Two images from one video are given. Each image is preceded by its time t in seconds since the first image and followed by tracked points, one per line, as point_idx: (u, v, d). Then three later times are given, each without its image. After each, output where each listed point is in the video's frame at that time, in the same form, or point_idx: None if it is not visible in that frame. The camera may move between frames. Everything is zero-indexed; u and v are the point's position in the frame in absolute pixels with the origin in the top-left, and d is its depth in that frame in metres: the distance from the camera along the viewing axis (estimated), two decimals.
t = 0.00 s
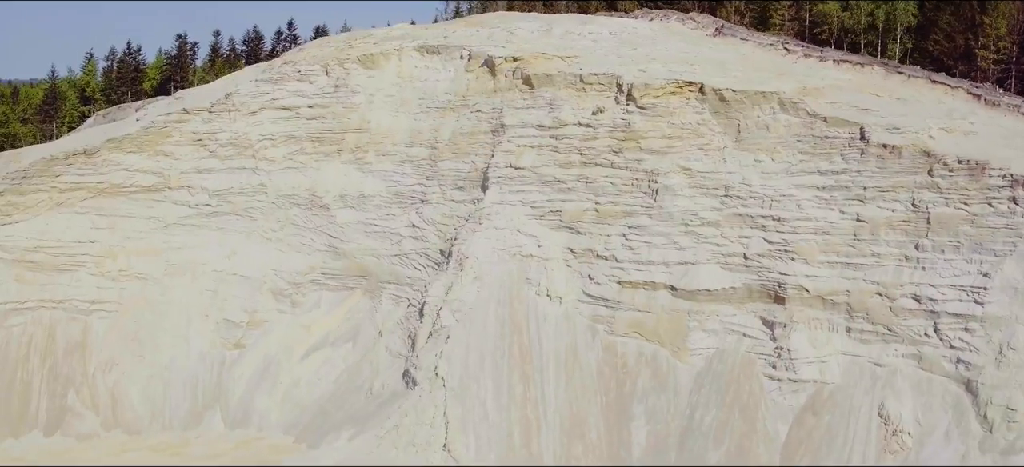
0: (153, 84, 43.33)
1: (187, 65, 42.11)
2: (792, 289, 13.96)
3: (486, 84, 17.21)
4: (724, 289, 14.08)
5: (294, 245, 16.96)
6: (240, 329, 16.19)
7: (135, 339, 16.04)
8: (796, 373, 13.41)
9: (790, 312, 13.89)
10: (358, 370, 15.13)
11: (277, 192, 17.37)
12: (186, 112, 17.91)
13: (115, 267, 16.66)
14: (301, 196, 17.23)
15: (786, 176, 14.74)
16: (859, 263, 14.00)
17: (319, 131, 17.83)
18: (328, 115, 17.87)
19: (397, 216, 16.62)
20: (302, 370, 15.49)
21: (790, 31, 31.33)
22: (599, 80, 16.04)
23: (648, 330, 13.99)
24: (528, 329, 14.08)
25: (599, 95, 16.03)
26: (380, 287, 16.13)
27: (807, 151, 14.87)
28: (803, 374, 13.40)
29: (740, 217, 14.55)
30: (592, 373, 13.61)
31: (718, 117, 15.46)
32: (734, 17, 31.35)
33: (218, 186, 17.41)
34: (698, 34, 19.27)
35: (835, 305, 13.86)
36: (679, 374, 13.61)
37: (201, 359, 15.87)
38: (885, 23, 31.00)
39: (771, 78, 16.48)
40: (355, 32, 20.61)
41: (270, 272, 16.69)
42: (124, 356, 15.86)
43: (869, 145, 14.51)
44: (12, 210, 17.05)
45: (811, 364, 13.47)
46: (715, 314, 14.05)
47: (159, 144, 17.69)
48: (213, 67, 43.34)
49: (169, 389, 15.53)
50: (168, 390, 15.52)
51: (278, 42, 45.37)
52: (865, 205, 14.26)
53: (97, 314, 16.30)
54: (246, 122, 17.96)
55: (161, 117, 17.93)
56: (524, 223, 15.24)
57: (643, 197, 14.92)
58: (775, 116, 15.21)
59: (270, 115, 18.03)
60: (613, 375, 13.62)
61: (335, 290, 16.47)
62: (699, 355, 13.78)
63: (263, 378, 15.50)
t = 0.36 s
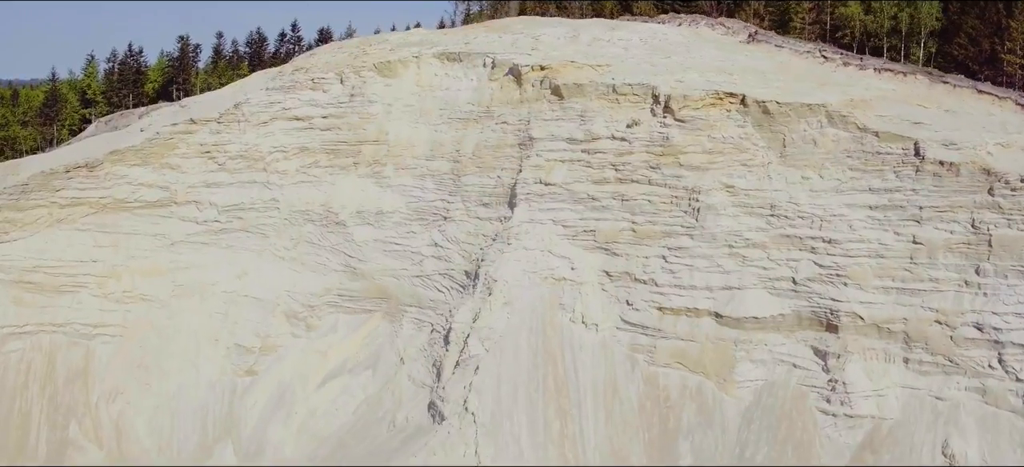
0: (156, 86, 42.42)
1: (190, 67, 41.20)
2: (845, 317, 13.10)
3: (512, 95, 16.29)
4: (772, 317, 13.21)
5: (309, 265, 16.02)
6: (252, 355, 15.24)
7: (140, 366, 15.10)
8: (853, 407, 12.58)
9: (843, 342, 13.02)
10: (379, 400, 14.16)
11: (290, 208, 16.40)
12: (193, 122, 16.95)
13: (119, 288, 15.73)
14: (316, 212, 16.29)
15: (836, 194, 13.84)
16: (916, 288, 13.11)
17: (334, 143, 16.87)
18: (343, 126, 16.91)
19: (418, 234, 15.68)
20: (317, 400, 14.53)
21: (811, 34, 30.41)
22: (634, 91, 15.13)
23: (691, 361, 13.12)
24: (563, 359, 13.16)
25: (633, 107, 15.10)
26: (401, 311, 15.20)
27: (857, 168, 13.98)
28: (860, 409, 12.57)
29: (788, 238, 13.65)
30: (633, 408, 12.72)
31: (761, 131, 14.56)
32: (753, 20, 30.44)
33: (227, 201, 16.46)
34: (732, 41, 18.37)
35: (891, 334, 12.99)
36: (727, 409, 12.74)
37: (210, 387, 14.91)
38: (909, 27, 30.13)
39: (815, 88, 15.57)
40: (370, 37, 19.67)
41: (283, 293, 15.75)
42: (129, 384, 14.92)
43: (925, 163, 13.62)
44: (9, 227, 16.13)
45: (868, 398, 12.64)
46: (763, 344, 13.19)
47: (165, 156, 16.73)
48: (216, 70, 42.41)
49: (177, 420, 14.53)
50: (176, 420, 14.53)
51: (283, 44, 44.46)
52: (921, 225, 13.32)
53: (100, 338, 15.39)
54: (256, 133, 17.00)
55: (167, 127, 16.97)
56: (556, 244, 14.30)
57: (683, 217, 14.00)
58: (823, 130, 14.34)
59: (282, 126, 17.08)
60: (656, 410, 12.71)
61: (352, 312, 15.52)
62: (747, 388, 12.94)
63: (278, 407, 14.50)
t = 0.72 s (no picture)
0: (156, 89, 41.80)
1: (191, 70, 40.34)
2: (903, 350, 12.16)
3: (538, 106, 15.33)
4: (824, 349, 12.34)
5: (322, 287, 15.07)
6: (262, 385, 14.23)
7: (142, 396, 14.07)
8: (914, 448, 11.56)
9: (902, 376, 12.12)
10: (398, 436, 12.98)
11: (302, 227, 15.47)
12: (198, 134, 15.97)
13: (120, 312, 14.78)
14: (329, 231, 15.35)
15: (890, 216, 12.92)
16: (979, 319, 12.21)
17: (347, 157, 15.90)
18: (358, 138, 15.95)
19: (439, 255, 14.72)
20: (333, 433, 13.37)
21: (833, 38, 29.58)
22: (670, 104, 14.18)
23: (738, 396, 12.23)
24: (600, 395, 12.24)
25: (669, 120, 14.17)
26: (421, 338, 14.26)
27: (912, 188, 13.04)
28: (921, 450, 11.56)
29: (839, 263, 12.76)
30: (677, 448, 11.78)
31: (807, 147, 13.66)
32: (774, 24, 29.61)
33: (235, 219, 15.49)
34: (766, 49, 17.46)
35: (953, 368, 12.12)
36: (779, 449, 11.79)
37: (217, 419, 13.81)
38: (933, 31, 29.17)
39: (862, 100, 14.64)
40: (384, 43, 18.72)
41: (295, 318, 14.80)
42: (129, 416, 13.82)
43: (985, 183, 12.66)
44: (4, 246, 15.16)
45: (930, 438, 11.70)
46: (816, 378, 12.32)
47: (168, 170, 15.77)
48: (218, 72, 41.43)
49: (180, 454, 13.31)
50: (180, 454, 13.32)
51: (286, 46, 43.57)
52: (983, 251, 12.42)
53: (100, 367, 14.45)
54: (265, 147, 16.04)
55: (170, 140, 16.00)
56: (588, 268, 13.35)
57: (725, 240, 13.10)
58: (874, 147, 13.43)
59: (293, 139, 16.12)
60: (702, 450, 11.73)
61: (369, 339, 14.57)
62: (799, 426, 12.04)
63: (291, 442, 13.30)
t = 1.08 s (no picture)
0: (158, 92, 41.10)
1: (192, 72, 39.64)
2: (966, 389, 11.23)
3: (563, 120, 14.37)
4: (880, 388, 11.41)
5: (333, 314, 14.14)
6: (269, 421, 13.16)
7: (141, 433, 13.00)
8: None
9: (964, 418, 11.16)
10: None
11: (312, 248, 14.51)
12: (199, 149, 14.98)
13: (117, 342, 13.81)
14: (341, 254, 14.40)
15: (948, 243, 12.00)
16: None
17: (359, 173, 14.91)
18: (371, 153, 14.98)
19: (459, 280, 13.77)
20: None
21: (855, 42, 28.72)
22: (707, 119, 13.26)
23: (788, 439, 11.29)
24: (639, 437, 11.27)
25: (707, 137, 13.24)
26: (440, 370, 13.30)
27: (971, 211, 12.12)
28: None
29: (894, 294, 11.82)
30: None
31: (856, 166, 12.72)
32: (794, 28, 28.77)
33: (239, 240, 14.51)
34: (802, 58, 16.52)
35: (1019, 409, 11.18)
36: None
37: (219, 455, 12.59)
38: (958, 35, 28.28)
39: (911, 115, 13.70)
40: (396, 50, 17.73)
41: (305, 348, 13.84)
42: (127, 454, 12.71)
43: None
44: None
45: None
46: (872, 419, 11.40)
47: (168, 187, 14.78)
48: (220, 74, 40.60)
49: None
50: None
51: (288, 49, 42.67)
52: None
53: (95, 401, 13.43)
54: (271, 162, 15.03)
55: (171, 154, 15.01)
56: (622, 297, 12.43)
57: (770, 268, 12.18)
58: (929, 167, 12.50)
59: (301, 153, 15.13)
60: None
61: (384, 370, 13.61)
62: None
63: None
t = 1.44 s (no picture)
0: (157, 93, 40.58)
1: (191, 74, 39.04)
2: None
3: (589, 136, 13.39)
4: (942, 433, 10.47)
5: (342, 346, 13.19)
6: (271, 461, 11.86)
7: None
8: None
9: None
10: None
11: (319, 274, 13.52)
12: (198, 166, 13.98)
13: (110, 375, 12.81)
14: (351, 280, 13.44)
15: (1011, 275, 11.10)
16: None
17: (369, 192, 13.90)
18: (382, 171, 13.98)
19: (478, 310, 12.80)
20: None
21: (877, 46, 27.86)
22: (746, 137, 12.32)
23: None
24: None
25: (746, 157, 12.31)
26: (459, 408, 12.31)
27: None
28: None
29: (955, 330, 10.88)
30: None
31: (908, 190, 11.78)
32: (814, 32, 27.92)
33: (241, 265, 13.53)
34: (839, 69, 15.59)
35: None
36: None
37: None
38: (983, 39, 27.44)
39: (965, 132, 12.73)
40: (407, 58, 16.74)
41: (312, 383, 12.84)
42: None
43: None
44: None
45: None
46: None
47: (165, 207, 13.79)
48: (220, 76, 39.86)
49: None
50: None
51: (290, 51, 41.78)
52: None
53: (87, 439, 12.28)
54: (275, 180, 14.03)
55: (167, 171, 14.02)
56: (657, 332, 11.49)
57: (818, 301, 11.22)
58: (989, 191, 11.55)
59: (306, 171, 14.12)
60: None
61: (398, 407, 12.61)
62: None
63: None
